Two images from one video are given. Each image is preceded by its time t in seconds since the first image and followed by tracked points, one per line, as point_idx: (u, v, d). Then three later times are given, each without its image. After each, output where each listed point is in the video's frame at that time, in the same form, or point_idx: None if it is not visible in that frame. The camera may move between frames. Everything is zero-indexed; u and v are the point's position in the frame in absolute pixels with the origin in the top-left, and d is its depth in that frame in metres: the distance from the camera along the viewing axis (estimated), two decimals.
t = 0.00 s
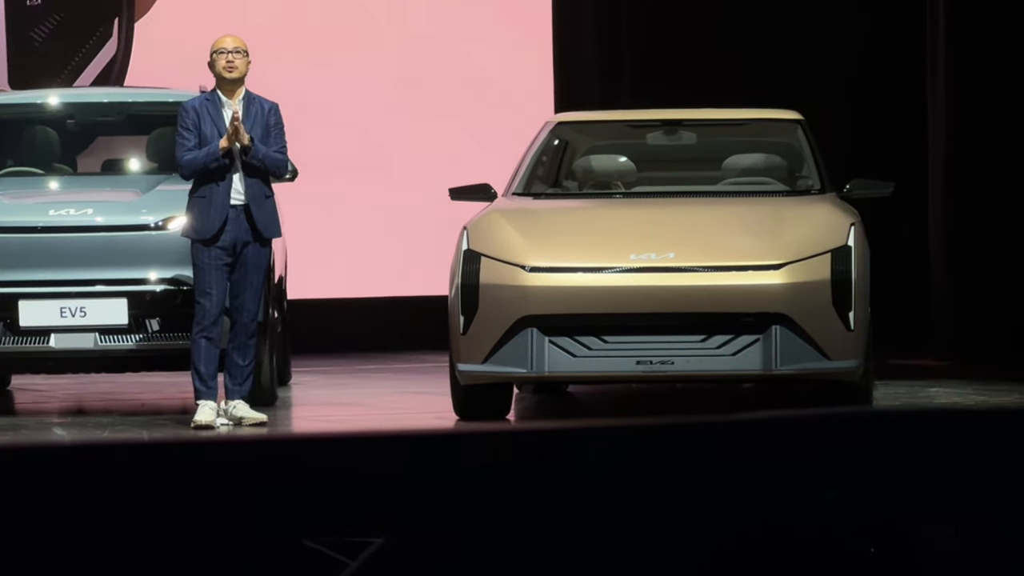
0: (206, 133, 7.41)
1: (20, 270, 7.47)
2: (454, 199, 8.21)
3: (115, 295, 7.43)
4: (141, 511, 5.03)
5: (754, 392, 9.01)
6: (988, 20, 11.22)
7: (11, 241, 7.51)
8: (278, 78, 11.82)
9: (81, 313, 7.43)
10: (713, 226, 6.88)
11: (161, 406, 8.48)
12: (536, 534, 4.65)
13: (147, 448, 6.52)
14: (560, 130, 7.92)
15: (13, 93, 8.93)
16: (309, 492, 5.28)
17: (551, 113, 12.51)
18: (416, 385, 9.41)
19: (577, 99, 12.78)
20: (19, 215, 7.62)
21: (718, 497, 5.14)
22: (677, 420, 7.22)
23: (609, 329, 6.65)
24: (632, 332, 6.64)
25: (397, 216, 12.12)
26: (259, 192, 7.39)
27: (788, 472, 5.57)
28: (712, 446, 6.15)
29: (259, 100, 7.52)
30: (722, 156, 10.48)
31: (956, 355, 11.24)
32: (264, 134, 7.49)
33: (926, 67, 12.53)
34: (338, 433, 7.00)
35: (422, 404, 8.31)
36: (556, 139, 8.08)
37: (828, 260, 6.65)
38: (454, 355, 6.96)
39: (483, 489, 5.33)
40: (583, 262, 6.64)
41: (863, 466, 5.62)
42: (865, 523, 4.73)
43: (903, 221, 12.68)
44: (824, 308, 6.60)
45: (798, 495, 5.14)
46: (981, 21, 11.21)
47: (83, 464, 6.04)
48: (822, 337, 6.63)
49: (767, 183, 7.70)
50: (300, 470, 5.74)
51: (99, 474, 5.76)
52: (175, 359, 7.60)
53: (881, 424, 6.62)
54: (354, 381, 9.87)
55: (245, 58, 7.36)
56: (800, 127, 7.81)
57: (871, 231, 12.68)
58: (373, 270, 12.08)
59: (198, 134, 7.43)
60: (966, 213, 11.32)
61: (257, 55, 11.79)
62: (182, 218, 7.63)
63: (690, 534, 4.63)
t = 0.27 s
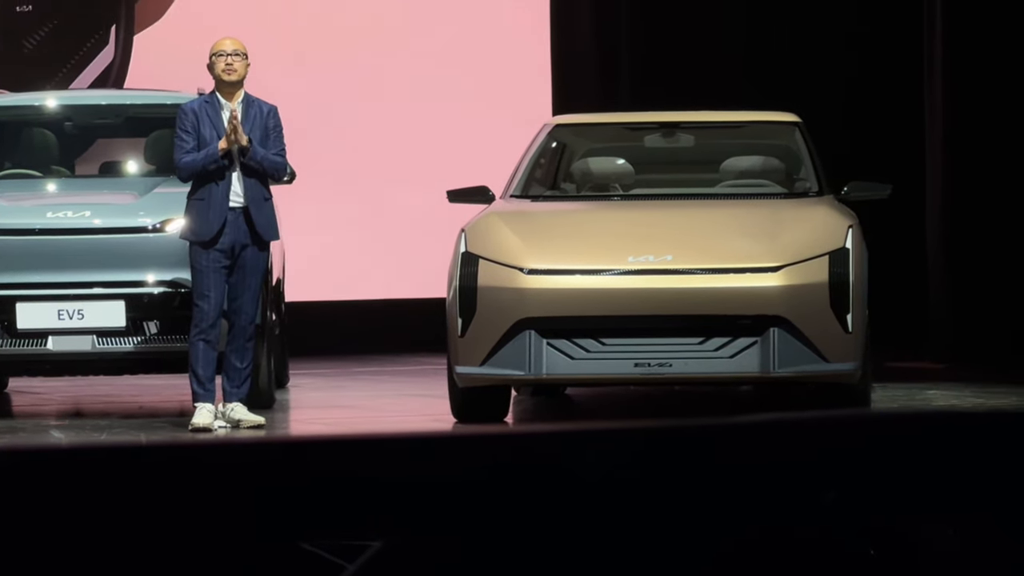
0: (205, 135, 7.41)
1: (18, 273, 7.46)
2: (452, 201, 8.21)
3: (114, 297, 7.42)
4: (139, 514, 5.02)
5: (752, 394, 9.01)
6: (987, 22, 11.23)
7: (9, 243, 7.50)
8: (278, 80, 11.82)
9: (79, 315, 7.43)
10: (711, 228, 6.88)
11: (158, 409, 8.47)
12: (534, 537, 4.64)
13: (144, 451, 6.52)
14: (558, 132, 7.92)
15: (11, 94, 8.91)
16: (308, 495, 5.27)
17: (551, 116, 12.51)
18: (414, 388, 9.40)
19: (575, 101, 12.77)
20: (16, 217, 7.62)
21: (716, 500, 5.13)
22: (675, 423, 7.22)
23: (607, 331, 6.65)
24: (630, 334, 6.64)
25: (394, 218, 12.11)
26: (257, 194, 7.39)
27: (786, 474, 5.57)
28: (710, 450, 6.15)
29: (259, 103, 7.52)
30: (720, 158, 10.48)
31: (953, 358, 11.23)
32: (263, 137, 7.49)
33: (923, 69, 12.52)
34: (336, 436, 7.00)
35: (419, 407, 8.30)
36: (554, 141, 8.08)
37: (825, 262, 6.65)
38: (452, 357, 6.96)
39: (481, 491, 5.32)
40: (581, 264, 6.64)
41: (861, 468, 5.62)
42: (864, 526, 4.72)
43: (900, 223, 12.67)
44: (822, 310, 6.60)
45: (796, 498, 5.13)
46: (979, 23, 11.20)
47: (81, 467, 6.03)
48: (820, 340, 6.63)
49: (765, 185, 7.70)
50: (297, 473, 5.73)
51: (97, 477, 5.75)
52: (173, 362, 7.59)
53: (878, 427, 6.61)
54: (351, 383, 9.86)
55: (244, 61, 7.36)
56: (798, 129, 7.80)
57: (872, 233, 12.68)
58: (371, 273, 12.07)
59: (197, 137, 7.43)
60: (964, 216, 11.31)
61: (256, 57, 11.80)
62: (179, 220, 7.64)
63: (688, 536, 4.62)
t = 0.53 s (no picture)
0: (204, 138, 7.41)
1: (17, 275, 7.46)
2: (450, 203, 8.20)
3: (112, 299, 7.42)
4: (138, 517, 5.02)
5: (751, 396, 9.01)
6: (986, 24, 11.25)
7: (7, 245, 7.50)
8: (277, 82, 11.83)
9: (77, 317, 7.43)
10: (709, 230, 6.88)
11: (157, 411, 8.47)
12: (533, 539, 4.64)
13: (142, 454, 6.51)
14: (556, 135, 7.91)
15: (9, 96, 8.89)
16: (308, 498, 5.27)
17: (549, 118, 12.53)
18: (412, 390, 9.40)
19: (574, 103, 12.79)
20: (15, 219, 7.61)
21: (716, 502, 5.13)
22: (674, 425, 7.22)
23: (605, 334, 6.65)
24: (629, 337, 6.64)
25: (392, 220, 12.10)
26: (256, 197, 7.39)
27: (784, 476, 5.57)
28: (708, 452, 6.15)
29: (258, 105, 7.51)
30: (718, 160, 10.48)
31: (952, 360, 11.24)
32: (262, 139, 7.48)
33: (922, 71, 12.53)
34: (334, 438, 6.99)
35: (417, 409, 8.30)
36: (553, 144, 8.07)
37: (824, 265, 6.64)
38: (450, 360, 6.96)
39: (479, 494, 5.32)
40: (580, 266, 6.63)
41: (860, 470, 5.62)
42: (863, 527, 4.72)
43: (898, 225, 12.68)
44: (820, 313, 6.59)
45: (795, 499, 5.13)
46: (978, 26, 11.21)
47: (79, 470, 6.02)
48: (819, 342, 6.62)
49: (763, 187, 7.70)
50: (295, 476, 5.73)
51: (95, 480, 5.75)
52: (172, 363, 7.59)
53: (876, 429, 6.61)
54: (350, 386, 9.86)
55: (244, 63, 7.35)
56: (796, 131, 7.80)
57: (870, 235, 12.69)
58: (369, 275, 12.06)
59: (196, 139, 7.43)
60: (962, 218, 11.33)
61: (255, 59, 11.80)
62: (178, 223, 7.62)
63: (687, 538, 4.62)
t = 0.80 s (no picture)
0: (202, 141, 7.40)
1: (15, 278, 7.45)
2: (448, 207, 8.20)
3: (110, 302, 7.43)
4: (136, 521, 5.01)
5: (748, 400, 9.01)
6: (985, 28, 11.25)
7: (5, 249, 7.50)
8: (277, 86, 11.81)
9: (76, 320, 7.43)
10: (707, 233, 6.88)
11: (155, 414, 8.46)
12: (531, 543, 4.63)
13: (140, 457, 6.51)
14: (555, 138, 7.91)
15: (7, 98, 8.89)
16: (306, 501, 5.27)
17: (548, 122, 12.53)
18: (410, 393, 9.40)
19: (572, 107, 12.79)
20: (12, 222, 7.61)
21: (714, 506, 5.12)
22: (672, 429, 7.22)
23: (604, 336, 6.65)
24: (627, 340, 6.64)
25: (391, 223, 12.10)
26: (255, 200, 7.38)
27: (784, 481, 5.57)
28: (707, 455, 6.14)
29: (257, 108, 7.52)
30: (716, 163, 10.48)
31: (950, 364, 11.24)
32: (260, 142, 7.49)
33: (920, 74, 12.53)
34: (332, 442, 6.99)
35: (415, 413, 8.30)
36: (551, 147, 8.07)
37: (822, 268, 6.64)
38: (449, 363, 6.95)
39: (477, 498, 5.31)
40: (578, 269, 6.64)
41: (858, 474, 5.61)
42: (861, 532, 4.72)
43: (895, 229, 12.70)
44: (819, 316, 6.60)
45: (791, 505, 5.13)
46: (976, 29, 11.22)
47: (77, 473, 6.01)
48: (817, 345, 6.62)
49: (762, 191, 7.70)
50: (293, 480, 5.72)
51: (93, 483, 5.74)
52: (169, 366, 7.58)
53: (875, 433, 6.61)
54: (348, 389, 9.85)
55: (243, 66, 7.36)
56: (795, 134, 7.80)
57: (869, 239, 12.69)
58: (367, 278, 12.06)
59: (194, 142, 7.42)
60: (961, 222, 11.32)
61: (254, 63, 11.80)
62: (176, 226, 7.62)
63: (684, 542, 4.61)
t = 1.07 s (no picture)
0: (201, 143, 7.40)
1: (14, 282, 7.45)
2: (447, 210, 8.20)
3: (108, 306, 7.41)
4: (135, 525, 5.00)
5: (747, 403, 9.01)
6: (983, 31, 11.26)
7: (4, 252, 7.49)
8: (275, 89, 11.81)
9: (74, 323, 7.42)
10: (705, 237, 6.88)
11: (154, 418, 8.46)
12: (528, 546, 4.62)
13: (139, 461, 6.50)
14: (553, 141, 7.91)
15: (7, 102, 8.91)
16: (306, 504, 5.27)
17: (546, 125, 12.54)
18: (409, 396, 9.39)
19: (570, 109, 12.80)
20: (11, 226, 7.61)
21: (713, 510, 5.12)
22: (670, 432, 7.22)
23: (602, 340, 6.64)
24: (625, 343, 6.63)
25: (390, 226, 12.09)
26: (254, 203, 7.38)
27: (783, 484, 5.55)
28: (706, 458, 6.14)
29: (255, 111, 7.51)
30: (716, 166, 10.47)
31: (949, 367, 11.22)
32: (259, 145, 7.48)
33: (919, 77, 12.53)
34: (331, 445, 6.99)
35: (414, 416, 8.29)
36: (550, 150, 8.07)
37: (820, 271, 6.65)
38: (447, 366, 6.95)
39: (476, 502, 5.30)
40: (577, 272, 6.64)
41: (857, 478, 5.60)
42: (860, 535, 4.71)
43: (893, 232, 12.70)
44: (817, 319, 6.60)
45: (789, 509, 5.12)
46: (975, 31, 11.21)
47: (76, 477, 6.01)
48: (815, 348, 6.62)
49: (760, 194, 7.70)
50: (292, 484, 5.71)
51: (92, 487, 5.73)
52: (168, 369, 7.58)
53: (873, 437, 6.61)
54: (347, 392, 9.85)
55: (242, 69, 7.36)
56: (793, 137, 7.79)
57: (867, 242, 12.69)
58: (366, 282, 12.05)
59: (193, 144, 7.41)
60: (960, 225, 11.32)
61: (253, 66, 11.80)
62: (175, 229, 7.62)
63: (683, 546, 4.61)
